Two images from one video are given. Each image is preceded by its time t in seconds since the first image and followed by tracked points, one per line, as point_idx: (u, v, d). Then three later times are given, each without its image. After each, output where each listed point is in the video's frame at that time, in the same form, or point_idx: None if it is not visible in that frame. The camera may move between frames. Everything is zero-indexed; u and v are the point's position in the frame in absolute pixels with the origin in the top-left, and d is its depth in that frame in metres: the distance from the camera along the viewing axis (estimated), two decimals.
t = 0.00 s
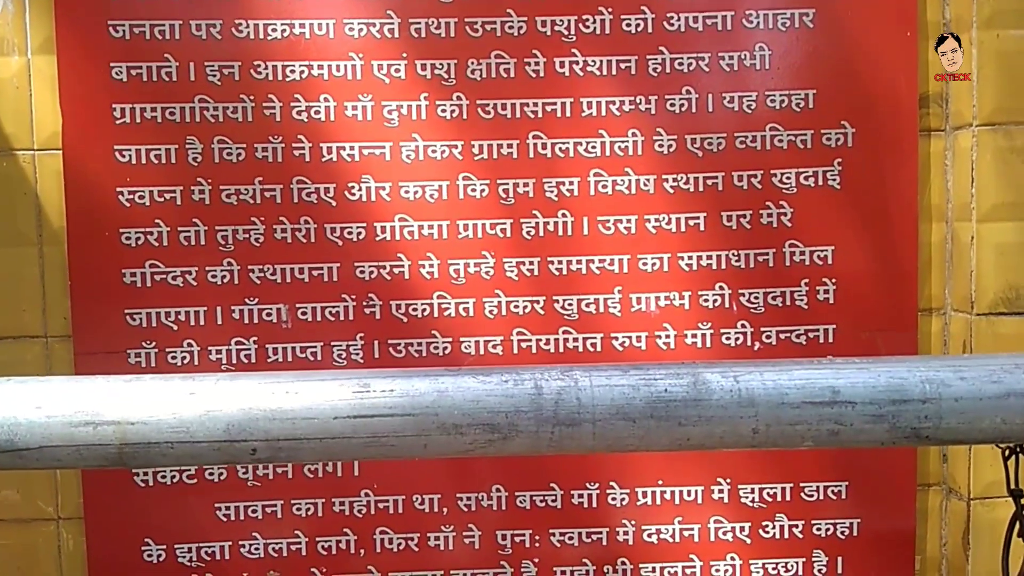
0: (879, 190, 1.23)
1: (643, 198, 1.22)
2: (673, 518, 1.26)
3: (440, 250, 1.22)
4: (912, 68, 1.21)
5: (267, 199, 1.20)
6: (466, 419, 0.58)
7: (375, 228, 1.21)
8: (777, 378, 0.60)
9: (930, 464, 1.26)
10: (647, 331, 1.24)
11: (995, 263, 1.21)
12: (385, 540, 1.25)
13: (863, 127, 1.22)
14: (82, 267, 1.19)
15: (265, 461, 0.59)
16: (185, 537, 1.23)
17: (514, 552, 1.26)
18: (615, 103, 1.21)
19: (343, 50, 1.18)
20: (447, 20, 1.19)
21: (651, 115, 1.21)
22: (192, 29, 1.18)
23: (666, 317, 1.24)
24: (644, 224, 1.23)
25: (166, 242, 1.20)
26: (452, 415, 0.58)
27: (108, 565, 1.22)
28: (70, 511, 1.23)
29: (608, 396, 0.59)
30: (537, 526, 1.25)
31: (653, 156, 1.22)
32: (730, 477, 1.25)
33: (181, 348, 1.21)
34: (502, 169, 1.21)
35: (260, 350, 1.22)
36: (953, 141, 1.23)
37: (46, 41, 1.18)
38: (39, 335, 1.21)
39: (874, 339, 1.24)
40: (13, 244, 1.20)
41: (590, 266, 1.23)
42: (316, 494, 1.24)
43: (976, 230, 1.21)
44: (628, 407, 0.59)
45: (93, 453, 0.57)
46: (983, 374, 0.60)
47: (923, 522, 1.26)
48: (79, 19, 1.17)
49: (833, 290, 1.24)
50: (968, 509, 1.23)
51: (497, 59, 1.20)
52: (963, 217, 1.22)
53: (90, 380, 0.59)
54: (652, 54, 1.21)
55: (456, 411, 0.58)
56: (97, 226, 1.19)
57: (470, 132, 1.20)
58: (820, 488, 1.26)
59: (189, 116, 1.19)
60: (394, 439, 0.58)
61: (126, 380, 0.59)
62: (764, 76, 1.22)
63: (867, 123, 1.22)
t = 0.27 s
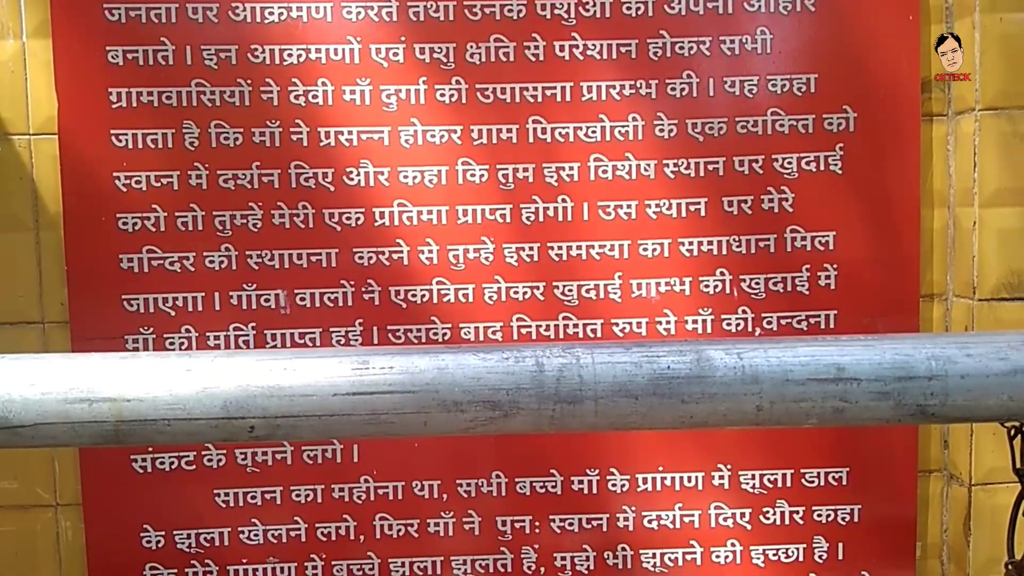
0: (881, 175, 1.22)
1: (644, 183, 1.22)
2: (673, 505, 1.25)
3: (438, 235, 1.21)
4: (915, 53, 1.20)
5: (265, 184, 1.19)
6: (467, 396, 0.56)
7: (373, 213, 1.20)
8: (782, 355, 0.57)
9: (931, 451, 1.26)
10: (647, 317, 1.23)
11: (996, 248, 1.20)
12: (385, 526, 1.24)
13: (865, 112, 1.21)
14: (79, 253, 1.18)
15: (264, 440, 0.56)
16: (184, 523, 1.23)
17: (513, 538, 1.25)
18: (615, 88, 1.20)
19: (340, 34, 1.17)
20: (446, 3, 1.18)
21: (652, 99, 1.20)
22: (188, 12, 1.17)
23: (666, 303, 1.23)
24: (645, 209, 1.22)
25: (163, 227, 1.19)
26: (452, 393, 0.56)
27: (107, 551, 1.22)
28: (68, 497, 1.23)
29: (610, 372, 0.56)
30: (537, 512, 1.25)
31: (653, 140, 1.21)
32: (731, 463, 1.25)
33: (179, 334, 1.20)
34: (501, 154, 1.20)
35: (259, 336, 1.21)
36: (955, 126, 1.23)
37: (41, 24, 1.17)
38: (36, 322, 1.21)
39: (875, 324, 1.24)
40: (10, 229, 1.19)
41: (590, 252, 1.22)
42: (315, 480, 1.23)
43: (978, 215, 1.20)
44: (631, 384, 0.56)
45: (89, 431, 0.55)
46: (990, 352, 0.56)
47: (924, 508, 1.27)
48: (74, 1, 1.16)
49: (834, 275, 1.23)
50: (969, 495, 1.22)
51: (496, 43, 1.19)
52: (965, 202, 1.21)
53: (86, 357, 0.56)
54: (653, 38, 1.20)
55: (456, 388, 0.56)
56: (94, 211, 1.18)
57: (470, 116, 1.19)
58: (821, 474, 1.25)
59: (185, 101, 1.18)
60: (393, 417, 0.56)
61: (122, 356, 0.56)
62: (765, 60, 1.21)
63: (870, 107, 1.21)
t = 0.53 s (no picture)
0: (887, 158, 1.21)
1: (648, 168, 1.20)
2: (677, 492, 1.25)
3: (441, 222, 1.20)
4: (921, 35, 1.19)
5: (266, 170, 1.18)
6: (468, 375, 0.55)
7: (375, 199, 1.19)
8: (788, 333, 0.56)
9: (937, 438, 1.25)
10: (651, 304, 1.23)
11: (1004, 233, 1.19)
12: (388, 513, 1.24)
13: (872, 95, 1.20)
14: (80, 240, 1.18)
15: (263, 419, 0.56)
16: (186, 511, 1.22)
17: (517, 526, 1.25)
18: (618, 72, 1.19)
19: (341, 18, 1.16)
20: None
21: (656, 83, 1.19)
22: None
23: (670, 289, 1.22)
24: (649, 194, 1.21)
25: (164, 214, 1.18)
26: (453, 371, 0.55)
27: (110, 539, 1.22)
28: (70, 486, 1.22)
29: (614, 350, 0.55)
30: (540, 499, 1.24)
31: (657, 125, 1.20)
32: (735, 450, 1.24)
33: (181, 322, 1.20)
34: (504, 140, 1.19)
35: (261, 324, 1.20)
36: (962, 110, 1.21)
37: (40, 10, 1.16)
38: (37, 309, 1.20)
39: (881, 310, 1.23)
40: (11, 217, 1.19)
41: (593, 238, 1.22)
42: (318, 468, 1.23)
43: (985, 200, 1.19)
44: (635, 362, 0.55)
45: (86, 410, 0.54)
46: (1001, 328, 0.55)
47: (931, 495, 1.26)
48: None
49: (840, 261, 1.22)
50: (976, 482, 1.22)
51: (499, 26, 1.18)
52: (972, 187, 1.21)
53: (82, 336, 0.56)
54: (657, 21, 1.18)
55: (457, 367, 0.55)
56: (94, 198, 1.17)
57: (472, 101, 1.18)
58: (826, 461, 1.24)
59: (186, 86, 1.17)
60: (394, 395, 0.55)
61: (119, 336, 0.55)
62: (770, 43, 1.19)
63: (876, 90, 1.20)
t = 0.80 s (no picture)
0: (891, 142, 1.20)
1: (649, 152, 1.19)
2: (677, 478, 1.24)
3: (440, 206, 1.19)
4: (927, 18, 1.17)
5: (263, 154, 1.17)
6: (465, 352, 0.54)
7: (374, 183, 1.18)
8: (792, 310, 0.55)
9: (939, 424, 1.25)
10: (652, 290, 1.22)
11: (1008, 218, 1.19)
12: (387, 499, 1.23)
13: (875, 78, 1.19)
14: (75, 224, 1.17)
15: (257, 396, 0.55)
16: (184, 497, 1.22)
17: (516, 512, 1.24)
18: (620, 55, 1.18)
19: None
20: None
21: (657, 66, 1.18)
22: None
23: (671, 275, 1.22)
24: (650, 179, 1.20)
25: (160, 198, 1.17)
26: (451, 348, 0.54)
27: (107, 525, 1.22)
28: (67, 470, 1.22)
29: (615, 328, 0.55)
30: (539, 486, 1.24)
31: (658, 108, 1.19)
32: (736, 437, 1.24)
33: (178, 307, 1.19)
34: (503, 123, 1.18)
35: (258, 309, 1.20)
36: (966, 94, 1.20)
37: None
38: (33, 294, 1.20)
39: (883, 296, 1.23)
40: (7, 201, 1.18)
41: (594, 223, 1.20)
42: (316, 454, 1.22)
43: (989, 184, 1.19)
44: (636, 340, 0.54)
45: (77, 387, 0.53)
46: (1009, 305, 0.54)
47: (931, 482, 1.25)
48: None
49: (842, 246, 1.21)
50: (977, 469, 1.22)
51: (499, 8, 1.16)
52: (976, 171, 1.20)
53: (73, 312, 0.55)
54: (658, 3, 1.17)
55: (455, 344, 0.54)
56: (90, 181, 1.16)
57: (471, 84, 1.17)
58: (827, 448, 1.24)
59: (182, 68, 1.16)
60: (391, 372, 0.54)
61: (110, 312, 0.55)
62: (773, 26, 1.18)
63: (880, 73, 1.19)
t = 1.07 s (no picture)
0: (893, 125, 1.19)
1: (649, 136, 1.19)
2: (677, 463, 1.24)
3: (438, 191, 1.19)
4: None
5: (261, 138, 1.17)
6: (464, 330, 0.54)
7: (372, 167, 1.18)
8: (795, 288, 0.54)
9: (939, 409, 1.25)
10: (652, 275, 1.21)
11: (1010, 202, 1.17)
12: (386, 484, 1.23)
13: (877, 61, 1.18)
14: (71, 207, 1.16)
15: (253, 375, 0.54)
16: (183, 482, 1.22)
17: (515, 497, 1.24)
18: (620, 37, 1.17)
19: None
20: None
21: (658, 49, 1.17)
22: None
23: (671, 259, 1.21)
24: (650, 162, 1.19)
25: (157, 181, 1.17)
26: (449, 326, 0.54)
27: (105, 510, 1.21)
28: (65, 456, 1.22)
29: (615, 306, 0.54)
30: (539, 471, 1.24)
31: (658, 92, 1.18)
32: (736, 422, 1.23)
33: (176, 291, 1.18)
34: (503, 107, 1.17)
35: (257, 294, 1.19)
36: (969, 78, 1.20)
37: None
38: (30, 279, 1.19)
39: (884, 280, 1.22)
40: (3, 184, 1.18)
41: (593, 208, 1.20)
42: (315, 439, 1.22)
43: (991, 168, 1.18)
44: (637, 318, 0.54)
45: (71, 364, 0.53)
46: (1015, 283, 0.54)
47: (931, 467, 1.26)
48: None
49: (843, 230, 1.21)
50: (977, 454, 1.21)
51: None
52: (978, 155, 1.19)
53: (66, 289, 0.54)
54: None
55: (453, 322, 0.53)
56: (86, 165, 1.16)
57: (470, 67, 1.16)
58: (827, 433, 1.23)
59: (179, 51, 1.15)
60: (389, 351, 0.54)
61: (104, 290, 0.54)
62: (775, 8, 1.17)
63: (882, 56, 1.18)
